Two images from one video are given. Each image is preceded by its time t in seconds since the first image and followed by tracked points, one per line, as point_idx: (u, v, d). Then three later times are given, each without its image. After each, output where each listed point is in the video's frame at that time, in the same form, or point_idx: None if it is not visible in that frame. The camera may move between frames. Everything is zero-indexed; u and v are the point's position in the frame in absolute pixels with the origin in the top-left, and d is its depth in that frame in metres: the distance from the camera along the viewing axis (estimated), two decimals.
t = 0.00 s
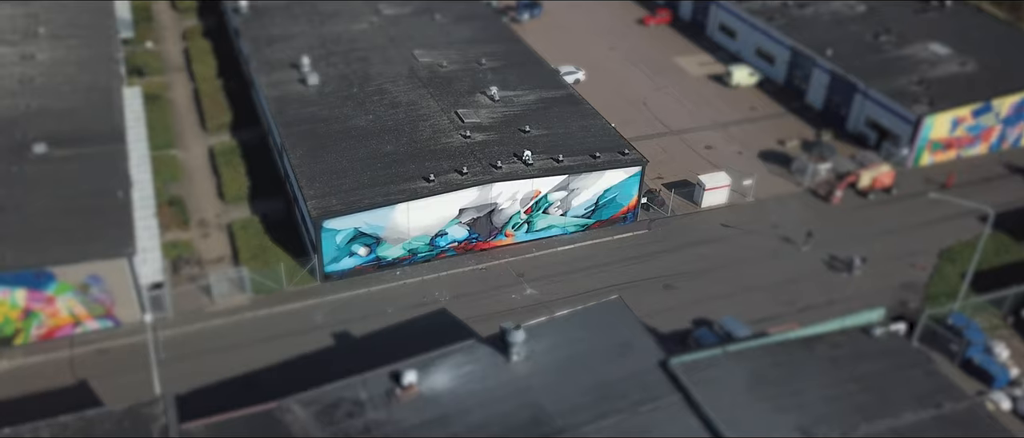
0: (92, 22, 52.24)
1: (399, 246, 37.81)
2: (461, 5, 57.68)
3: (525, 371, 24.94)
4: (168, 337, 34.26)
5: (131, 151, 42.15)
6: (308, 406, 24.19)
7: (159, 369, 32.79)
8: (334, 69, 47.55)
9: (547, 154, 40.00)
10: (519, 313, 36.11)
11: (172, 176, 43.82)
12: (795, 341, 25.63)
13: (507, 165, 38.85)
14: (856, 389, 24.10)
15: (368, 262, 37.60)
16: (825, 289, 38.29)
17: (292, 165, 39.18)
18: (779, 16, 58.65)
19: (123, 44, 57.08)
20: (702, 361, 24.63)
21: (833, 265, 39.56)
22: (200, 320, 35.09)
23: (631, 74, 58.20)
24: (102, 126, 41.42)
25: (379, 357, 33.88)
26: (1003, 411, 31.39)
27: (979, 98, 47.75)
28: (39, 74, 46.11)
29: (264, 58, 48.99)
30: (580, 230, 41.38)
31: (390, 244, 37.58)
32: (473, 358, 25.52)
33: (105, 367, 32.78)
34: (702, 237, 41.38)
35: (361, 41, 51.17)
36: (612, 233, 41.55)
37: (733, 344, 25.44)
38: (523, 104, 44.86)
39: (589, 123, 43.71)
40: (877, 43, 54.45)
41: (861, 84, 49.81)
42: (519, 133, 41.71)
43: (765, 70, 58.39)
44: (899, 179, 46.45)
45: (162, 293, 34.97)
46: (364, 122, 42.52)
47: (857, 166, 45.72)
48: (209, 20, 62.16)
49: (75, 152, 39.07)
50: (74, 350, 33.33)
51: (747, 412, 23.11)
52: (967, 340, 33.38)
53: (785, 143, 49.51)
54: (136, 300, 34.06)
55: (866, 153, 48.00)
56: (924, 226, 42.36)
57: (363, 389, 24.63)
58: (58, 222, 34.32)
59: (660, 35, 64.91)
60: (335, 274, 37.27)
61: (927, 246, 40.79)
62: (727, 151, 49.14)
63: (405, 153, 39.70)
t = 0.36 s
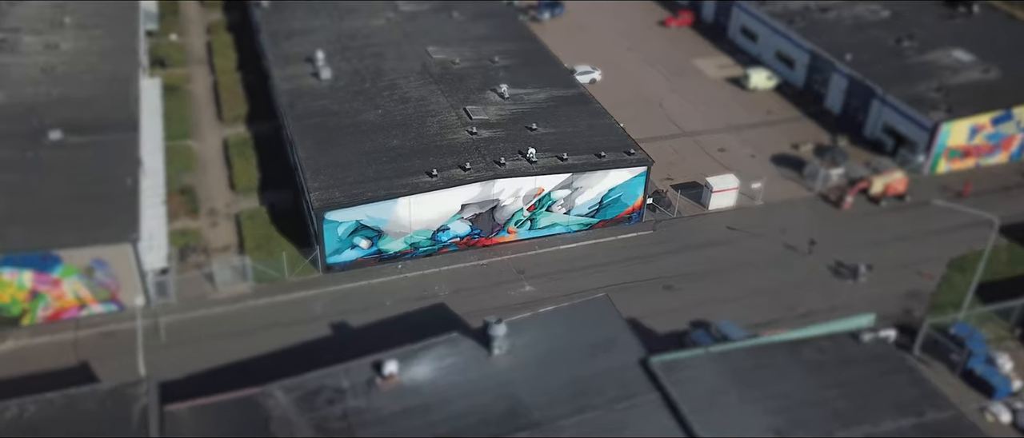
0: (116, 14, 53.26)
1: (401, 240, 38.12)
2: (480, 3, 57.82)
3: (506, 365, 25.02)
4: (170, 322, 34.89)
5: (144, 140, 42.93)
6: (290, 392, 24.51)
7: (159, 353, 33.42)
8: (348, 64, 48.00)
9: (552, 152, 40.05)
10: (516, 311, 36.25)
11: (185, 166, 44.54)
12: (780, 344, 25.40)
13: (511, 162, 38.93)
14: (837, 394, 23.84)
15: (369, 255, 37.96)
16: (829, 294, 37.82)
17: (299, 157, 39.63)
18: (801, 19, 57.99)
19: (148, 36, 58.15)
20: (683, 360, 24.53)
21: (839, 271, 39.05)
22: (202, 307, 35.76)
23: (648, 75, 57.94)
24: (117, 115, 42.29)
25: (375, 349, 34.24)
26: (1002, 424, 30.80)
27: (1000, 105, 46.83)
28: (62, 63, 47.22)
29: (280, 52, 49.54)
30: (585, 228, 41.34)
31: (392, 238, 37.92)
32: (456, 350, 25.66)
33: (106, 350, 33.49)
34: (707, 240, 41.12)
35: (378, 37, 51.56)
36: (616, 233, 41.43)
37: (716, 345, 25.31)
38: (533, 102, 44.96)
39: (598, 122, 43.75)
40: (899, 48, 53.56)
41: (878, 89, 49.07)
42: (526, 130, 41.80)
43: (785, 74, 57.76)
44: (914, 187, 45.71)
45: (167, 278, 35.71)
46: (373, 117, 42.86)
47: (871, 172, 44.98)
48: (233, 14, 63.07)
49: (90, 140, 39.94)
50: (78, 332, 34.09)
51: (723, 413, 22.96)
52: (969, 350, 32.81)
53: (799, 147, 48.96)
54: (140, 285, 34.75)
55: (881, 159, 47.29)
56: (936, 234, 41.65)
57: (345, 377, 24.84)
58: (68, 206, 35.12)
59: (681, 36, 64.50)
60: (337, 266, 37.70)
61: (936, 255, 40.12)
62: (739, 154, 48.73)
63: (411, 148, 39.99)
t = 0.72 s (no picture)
0: (135, 7, 54.15)
1: (400, 234, 38.40)
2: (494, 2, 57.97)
3: (486, 358, 25.16)
4: (171, 309, 35.48)
5: (154, 131, 43.65)
6: (272, 379, 24.81)
7: (156, 339, 33.97)
8: (358, 60, 48.40)
9: (554, 150, 40.09)
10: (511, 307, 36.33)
11: (195, 157, 45.19)
12: (762, 345, 25.25)
13: (512, 159, 39.02)
14: (818, 397, 23.64)
15: (369, 248, 38.31)
16: (829, 299, 37.42)
17: (303, 149, 40.04)
18: (817, 22, 57.41)
19: (167, 30, 59.06)
20: (663, 359, 24.50)
21: (841, 275, 38.63)
22: (202, 295, 36.30)
23: (660, 76, 57.72)
24: (128, 106, 43.01)
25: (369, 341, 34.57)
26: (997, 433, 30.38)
27: (1015, 112, 46.01)
28: (79, 54, 48.11)
29: (292, 46, 50.04)
30: (586, 227, 41.32)
31: (391, 232, 38.21)
32: (438, 342, 25.83)
33: (106, 335, 34.10)
34: (708, 241, 40.91)
35: (389, 33, 51.91)
36: (617, 233, 41.34)
37: (697, 344, 25.26)
38: (539, 100, 45.02)
39: (603, 121, 43.70)
40: (915, 52, 52.81)
41: (891, 93, 48.48)
42: (530, 128, 41.88)
43: (799, 77, 57.23)
44: (924, 193, 45.09)
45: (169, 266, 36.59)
46: (379, 111, 43.19)
47: (880, 176, 44.37)
48: (252, 9, 63.86)
49: (100, 129, 40.68)
50: (80, 317, 34.79)
51: (699, 412, 22.86)
52: (966, 358, 32.42)
53: (809, 151, 48.48)
54: (142, 271, 35.37)
55: (892, 164, 46.72)
56: (943, 240, 41.04)
57: (326, 366, 25.15)
58: (74, 193, 35.82)
59: (697, 38, 64.16)
60: (337, 258, 38.09)
61: (942, 262, 39.54)
62: (748, 156, 48.37)
63: (414, 143, 40.24)
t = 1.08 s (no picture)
0: None
1: (400, 228, 38.72)
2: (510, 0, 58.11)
3: (465, 351, 25.30)
4: (172, 295, 36.11)
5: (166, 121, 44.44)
6: (254, 365, 25.17)
7: (155, 324, 34.61)
8: (370, 55, 48.83)
9: (556, 148, 40.12)
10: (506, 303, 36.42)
11: (206, 148, 45.92)
12: (742, 346, 25.10)
13: (514, 156, 39.13)
14: (795, 399, 23.44)
15: (369, 241, 38.68)
16: (829, 304, 37.01)
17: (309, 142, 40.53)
18: (835, 26, 56.72)
19: (189, 23, 60.08)
20: (641, 356, 24.47)
21: (843, 281, 38.17)
22: (204, 282, 36.89)
23: (675, 78, 57.41)
24: (142, 95, 43.83)
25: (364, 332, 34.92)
26: None
27: None
28: (99, 44, 49.14)
29: (306, 41, 50.61)
30: (587, 226, 41.32)
31: (391, 225, 38.53)
32: (420, 333, 26.01)
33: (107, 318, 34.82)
34: (710, 243, 40.69)
35: (403, 30, 52.28)
36: (619, 232, 41.28)
37: (677, 343, 25.19)
38: (546, 98, 45.07)
39: (609, 121, 43.63)
40: (935, 57, 51.93)
41: (906, 99, 47.76)
42: (534, 126, 41.97)
43: (816, 81, 56.60)
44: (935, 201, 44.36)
45: (172, 253, 37.28)
46: (386, 106, 43.56)
47: (890, 182, 43.75)
48: (274, 4, 64.71)
49: (112, 118, 41.52)
50: (84, 300, 35.56)
51: (671, 410, 22.78)
52: (963, 367, 31.93)
53: (820, 155, 47.99)
54: (144, 257, 36.04)
55: (904, 170, 46.04)
56: (951, 248, 40.37)
57: (308, 354, 25.43)
58: (82, 179, 36.63)
59: (715, 40, 63.74)
60: (337, 250, 38.51)
61: (948, 270, 38.89)
62: (758, 159, 47.97)
63: (418, 138, 40.53)
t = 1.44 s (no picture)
0: None
1: (402, 222, 39.01)
2: None
3: (445, 343, 25.48)
4: (174, 281, 36.80)
5: (180, 112, 45.24)
6: (238, 350, 25.59)
7: (156, 309, 35.31)
8: (382, 51, 49.26)
9: (559, 146, 40.17)
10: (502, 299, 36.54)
11: (219, 139, 46.69)
12: (722, 347, 24.97)
13: (516, 153, 39.26)
14: (770, 401, 23.28)
15: (371, 234, 39.03)
16: (829, 310, 36.60)
17: (315, 135, 41.02)
18: (855, 30, 55.99)
19: (211, 16, 61.07)
20: (618, 354, 24.49)
21: (844, 287, 37.71)
22: (207, 270, 37.54)
23: (691, 79, 57.08)
24: (157, 86, 44.67)
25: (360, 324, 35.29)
26: None
27: None
28: (120, 35, 50.16)
29: (322, 36, 51.18)
30: (589, 225, 41.31)
31: (393, 219, 38.83)
32: (402, 325, 26.24)
33: (111, 303, 35.59)
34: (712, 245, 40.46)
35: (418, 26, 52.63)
36: (621, 232, 41.20)
37: (657, 342, 25.14)
38: (554, 97, 45.13)
39: (616, 121, 43.56)
40: (955, 64, 51.03)
41: (922, 105, 47.03)
42: (540, 124, 42.07)
43: (834, 86, 55.93)
44: (947, 209, 43.65)
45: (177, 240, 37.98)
46: (394, 101, 43.93)
47: (900, 189, 43.12)
48: None
49: (126, 107, 42.39)
50: (90, 284, 36.39)
51: (643, 407, 22.76)
52: (959, 377, 31.45)
53: (831, 160, 47.44)
54: (149, 243, 36.77)
55: (917, 177, 45.32)
56: (959, 257, 39.70)
57: (291, 341, 25.78)
58: (91, 166, 37.47)
59: (735, 43, 63.24)
60: (339, 242, 38.93)
61: (954, 279, 38.26)
62: (768, 163, 47.56)
63: (423, 133, 40.82)
